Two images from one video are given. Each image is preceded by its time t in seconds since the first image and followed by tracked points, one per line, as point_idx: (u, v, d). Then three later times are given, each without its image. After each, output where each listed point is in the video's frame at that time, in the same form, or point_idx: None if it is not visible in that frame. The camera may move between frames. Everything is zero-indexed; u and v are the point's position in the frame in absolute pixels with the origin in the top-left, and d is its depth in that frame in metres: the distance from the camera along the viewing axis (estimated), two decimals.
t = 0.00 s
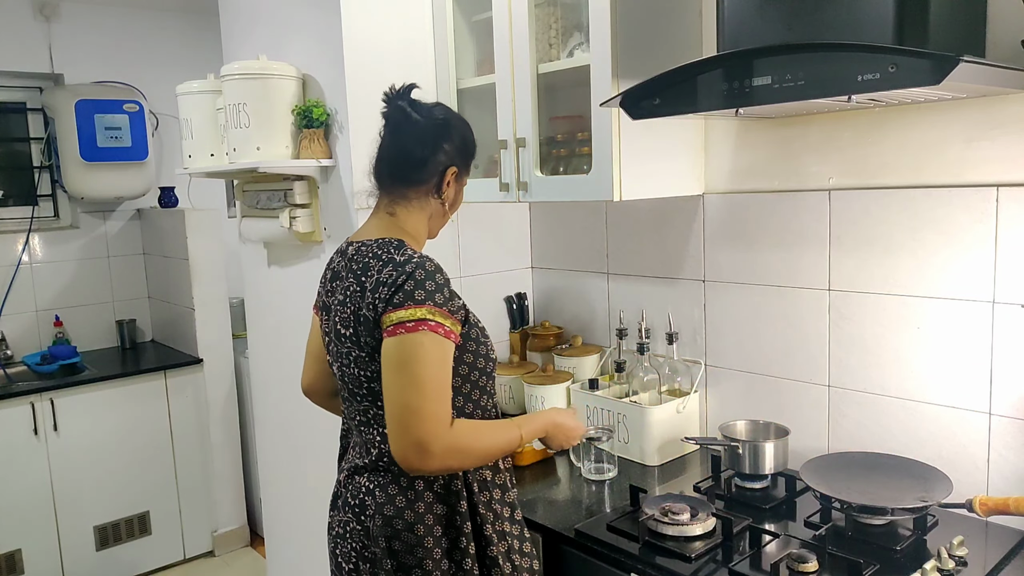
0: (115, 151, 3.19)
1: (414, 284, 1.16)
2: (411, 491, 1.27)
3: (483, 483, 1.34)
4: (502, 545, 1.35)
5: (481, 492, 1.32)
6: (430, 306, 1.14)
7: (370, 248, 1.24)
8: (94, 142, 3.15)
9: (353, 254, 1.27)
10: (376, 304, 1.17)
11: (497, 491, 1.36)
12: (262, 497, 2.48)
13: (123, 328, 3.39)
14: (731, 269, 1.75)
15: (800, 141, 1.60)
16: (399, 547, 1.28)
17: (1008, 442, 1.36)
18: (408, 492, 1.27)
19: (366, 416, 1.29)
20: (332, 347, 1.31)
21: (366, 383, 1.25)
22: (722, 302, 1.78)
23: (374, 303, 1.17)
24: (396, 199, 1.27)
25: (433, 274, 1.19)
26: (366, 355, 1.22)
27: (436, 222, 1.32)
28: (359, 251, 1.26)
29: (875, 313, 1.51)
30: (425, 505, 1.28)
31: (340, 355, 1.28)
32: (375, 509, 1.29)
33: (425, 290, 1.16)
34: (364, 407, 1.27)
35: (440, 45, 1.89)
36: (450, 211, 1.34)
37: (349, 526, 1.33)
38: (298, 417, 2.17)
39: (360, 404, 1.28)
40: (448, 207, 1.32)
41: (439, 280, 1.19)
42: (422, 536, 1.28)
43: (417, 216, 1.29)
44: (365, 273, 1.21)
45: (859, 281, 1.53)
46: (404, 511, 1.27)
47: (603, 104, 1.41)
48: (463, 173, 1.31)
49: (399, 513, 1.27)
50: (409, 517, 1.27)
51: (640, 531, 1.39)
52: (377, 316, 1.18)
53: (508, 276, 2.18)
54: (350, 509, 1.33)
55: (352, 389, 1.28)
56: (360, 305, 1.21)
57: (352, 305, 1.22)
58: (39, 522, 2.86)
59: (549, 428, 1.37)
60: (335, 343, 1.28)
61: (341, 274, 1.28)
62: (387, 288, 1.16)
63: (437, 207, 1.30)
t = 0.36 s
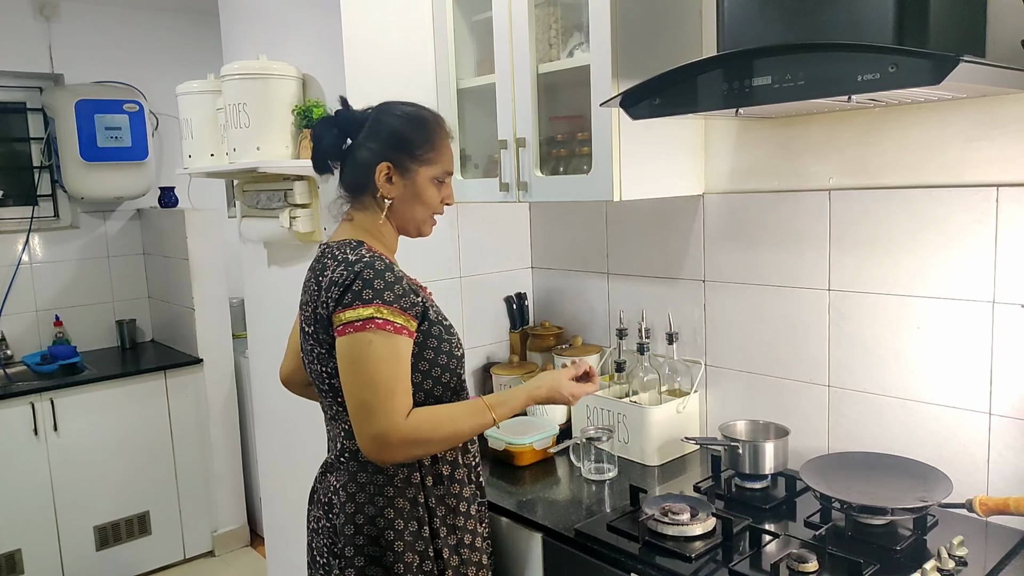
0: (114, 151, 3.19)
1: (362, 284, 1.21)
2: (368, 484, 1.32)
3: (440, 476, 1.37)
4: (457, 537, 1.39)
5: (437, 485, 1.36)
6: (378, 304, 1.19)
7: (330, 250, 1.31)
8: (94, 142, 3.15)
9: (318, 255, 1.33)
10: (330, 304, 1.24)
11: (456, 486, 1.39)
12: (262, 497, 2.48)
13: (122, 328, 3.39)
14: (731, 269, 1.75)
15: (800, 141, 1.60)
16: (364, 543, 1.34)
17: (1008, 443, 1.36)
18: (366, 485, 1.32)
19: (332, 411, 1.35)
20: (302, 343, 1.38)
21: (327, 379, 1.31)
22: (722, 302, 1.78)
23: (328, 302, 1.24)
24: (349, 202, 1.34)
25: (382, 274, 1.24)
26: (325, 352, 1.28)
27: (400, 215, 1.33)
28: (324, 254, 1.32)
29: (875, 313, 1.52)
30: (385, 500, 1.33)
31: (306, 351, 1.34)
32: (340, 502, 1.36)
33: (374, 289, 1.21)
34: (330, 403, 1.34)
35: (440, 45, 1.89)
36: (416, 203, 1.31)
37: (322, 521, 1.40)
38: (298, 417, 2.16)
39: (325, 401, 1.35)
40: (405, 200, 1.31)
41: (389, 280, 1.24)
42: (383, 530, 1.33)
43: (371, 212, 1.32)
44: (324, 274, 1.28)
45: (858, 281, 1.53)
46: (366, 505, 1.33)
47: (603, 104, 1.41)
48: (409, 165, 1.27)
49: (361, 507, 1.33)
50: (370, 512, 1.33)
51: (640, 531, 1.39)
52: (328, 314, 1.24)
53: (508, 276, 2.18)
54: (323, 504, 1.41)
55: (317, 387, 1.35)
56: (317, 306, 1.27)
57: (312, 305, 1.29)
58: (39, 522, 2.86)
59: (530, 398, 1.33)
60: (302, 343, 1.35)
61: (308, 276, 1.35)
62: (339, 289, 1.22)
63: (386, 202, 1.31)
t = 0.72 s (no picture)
0: (114, 151, 3.19)
1: (321, 283, 1.23)
2: (335, 482, 1.35)
3: (408, 477, 1.36)
4: (422, 538, 1.38)
5: (404, 487, 1.35)
6: (336, 302, 1.20)
7: (308, 251, 1.33)
8: (94, 142, 3.15)
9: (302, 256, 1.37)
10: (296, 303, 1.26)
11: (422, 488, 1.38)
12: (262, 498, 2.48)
13: (122, 328, 3.39)
14: (731, 270, 1.75)
15: (800, 141, 1.60)
16: (335, 539, 1.36)
17: (1008, 443, 1.36)
18: (334, 483, 1.35)
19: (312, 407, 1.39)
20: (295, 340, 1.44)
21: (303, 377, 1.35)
22: (722, 301, 1.78)
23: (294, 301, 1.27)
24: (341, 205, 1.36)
25: (341, 272, 1.25)
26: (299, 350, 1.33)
27: (390, 218, 1.34)
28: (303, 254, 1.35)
29: (874, 313, 1.52)
30: (352, 498, 1.34)
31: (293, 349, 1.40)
32: (316, 497, 1.40)
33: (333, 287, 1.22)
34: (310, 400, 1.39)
35: (440, 45, 1.89)
36: (404, 206, 1.31)
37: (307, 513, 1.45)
38: (298, 417, 2.17)
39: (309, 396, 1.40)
40: (393, 202, 1.31)
41: (351, 278, 1.24)
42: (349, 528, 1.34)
43: (360, 215, 1.33)
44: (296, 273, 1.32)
45: (858, 281, 1.53)
46: (336, 502, 1.35)
47: (603, 104, 1.41)
48: (396, 168, 1.28)
49: (332, 503, 1.35)
50: (340, 509, 1.35)
51: (640, 531, 1.39)
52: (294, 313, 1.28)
53: (508, 276, 2.19)
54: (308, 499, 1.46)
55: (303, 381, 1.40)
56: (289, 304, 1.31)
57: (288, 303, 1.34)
58: (39, 522, 2.86)
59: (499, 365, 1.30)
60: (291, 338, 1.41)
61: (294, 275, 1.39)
62: (303, 288, 1.25)
63: (374, 205, 1.32)
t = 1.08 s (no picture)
0: (114, 151, 3.19)
1: (350, 279, 1.22)
2: (348, 478, 1.36)
3: (421, 484, 1.35)
4: (427, 546, 1.36)
5: (415, 493, 1.34)
6: (367, 298, 1.20)
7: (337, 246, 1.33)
8: (94, 142, 3.15)
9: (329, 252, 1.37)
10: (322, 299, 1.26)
11: (434, 496, 1.36)
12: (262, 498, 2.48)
13: (122, 328, 3.39)
14: (731, 269, 1.75)
15: (800, 141, 1.60)
16: (340, 537, 1.36)
17: (1008, 442, 1.36)
18: (347, 480, 1.36)
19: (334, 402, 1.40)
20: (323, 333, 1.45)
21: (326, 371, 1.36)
22: (722, 301, 1.78)
23: (321, 298, 1.26)
24: (375, 202, 1.36)
25: (369, 269, 1.24)
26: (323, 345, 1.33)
27: (421, 217, 1.32)
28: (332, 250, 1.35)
29: (874, 313, 1.52)
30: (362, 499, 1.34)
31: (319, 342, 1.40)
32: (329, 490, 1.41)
33: (363, 283, 1.22)
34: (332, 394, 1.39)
35: (440, 45, 1.89)
36: (436, 205, 1.30)
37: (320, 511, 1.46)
38: (299, 417, 2.17)
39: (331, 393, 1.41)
40: (425, 201, 1.29)
41: (379, 275, 1.24)
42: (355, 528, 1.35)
43: (392, 212, 1.33)
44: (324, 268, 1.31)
45: (858, 281, 1.53)
46: (344, 500, 1.36)
47: (603, 104, 1.41)
48: (427, 167, 1.27)
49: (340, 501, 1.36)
50: (349, 508, 1.35)
51: (640, 531, 1.39)
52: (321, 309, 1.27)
53: (508, 275, 2.19)
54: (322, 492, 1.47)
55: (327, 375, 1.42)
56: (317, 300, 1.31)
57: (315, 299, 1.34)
58: (39, 521, 2.86)
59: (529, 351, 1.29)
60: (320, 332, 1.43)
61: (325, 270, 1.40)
62: (332, 284, 1.24)
63: (405, 204, 1.31)
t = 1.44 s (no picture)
0: (114, 151, 3.19)
1: (437, 279, 1.20)
2: (403, 488, 1.31)
3: (481, 492, 1.34)
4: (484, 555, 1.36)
5: (476, 501, 1.33)
6: (467, 295, 1.19)
7: (389, 248, 1.29)
8: (94, 142, 3.15)
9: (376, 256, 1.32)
10: (398, 302, 1.22)
11: (491, 503, 1.36)
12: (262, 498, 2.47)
13: (122, 328, 3.39)
14: (731, 269, 1.75)
15: (800, 141, 1.60)
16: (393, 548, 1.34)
17: (1008, 442, 1.36)
18: (401, 492, 1.32)
19: (379, 409, 1.36)
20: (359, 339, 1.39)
21: (376, 378, 1.32)
22: (722, 301, 1.78)
23: (399, 303, 1.22)
24: (409, 202, 1.34)
25: (449, 268, 1.23)
26: (377, 351, 1.29)
27: (463, 214, 1.31)
28: (383, 252, 1.30)
29: (874, 313, 1.52)
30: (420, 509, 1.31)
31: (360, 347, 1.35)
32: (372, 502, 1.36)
33: (453, 282, 1.20)
34: (377, 401, 1.35)
35: (440, 45, 1.90)
36: (478, 199, 1.29)
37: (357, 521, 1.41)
38: (299, 417, 2.17)
39: (374, 398, 1.36)
40: (466, 197, 1.28)
41: (459, 274, 1.24)
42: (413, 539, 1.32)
43: (430, 210, 1.31)
44: (380, 271, 1.27)
45: (858, 281, 1.53)
46: (399, 511, 1.32)
47: (603, 104, 1.41)
48: (467, 161, 1.25)
49: (394, 512, 1.32)
50: (406, 519, 1.32)
51: (640, 531, 1.40)
52: (395, 315, 1.23)
53: (508, 275, 2.18)
54: (359, 505, 1.40)
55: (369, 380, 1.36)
56: (378, 302, 1.26)
57: (371, 302, 1.29)
58: (38, 522, 2.86)
59: (665, 364, 1.29)
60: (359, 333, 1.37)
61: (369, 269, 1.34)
62: (412, 286, 1.21)
63: (446, 202, 1.29)
